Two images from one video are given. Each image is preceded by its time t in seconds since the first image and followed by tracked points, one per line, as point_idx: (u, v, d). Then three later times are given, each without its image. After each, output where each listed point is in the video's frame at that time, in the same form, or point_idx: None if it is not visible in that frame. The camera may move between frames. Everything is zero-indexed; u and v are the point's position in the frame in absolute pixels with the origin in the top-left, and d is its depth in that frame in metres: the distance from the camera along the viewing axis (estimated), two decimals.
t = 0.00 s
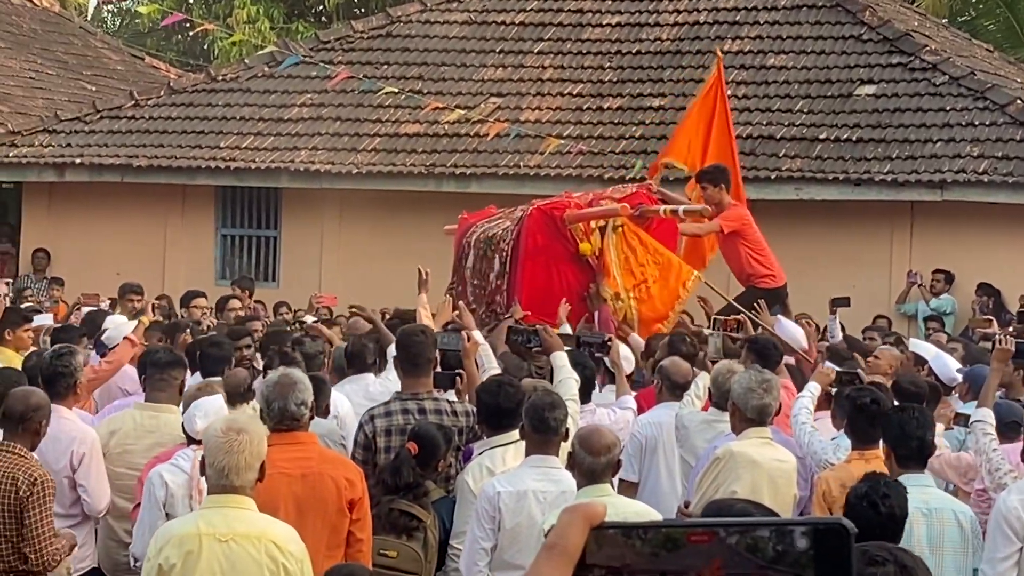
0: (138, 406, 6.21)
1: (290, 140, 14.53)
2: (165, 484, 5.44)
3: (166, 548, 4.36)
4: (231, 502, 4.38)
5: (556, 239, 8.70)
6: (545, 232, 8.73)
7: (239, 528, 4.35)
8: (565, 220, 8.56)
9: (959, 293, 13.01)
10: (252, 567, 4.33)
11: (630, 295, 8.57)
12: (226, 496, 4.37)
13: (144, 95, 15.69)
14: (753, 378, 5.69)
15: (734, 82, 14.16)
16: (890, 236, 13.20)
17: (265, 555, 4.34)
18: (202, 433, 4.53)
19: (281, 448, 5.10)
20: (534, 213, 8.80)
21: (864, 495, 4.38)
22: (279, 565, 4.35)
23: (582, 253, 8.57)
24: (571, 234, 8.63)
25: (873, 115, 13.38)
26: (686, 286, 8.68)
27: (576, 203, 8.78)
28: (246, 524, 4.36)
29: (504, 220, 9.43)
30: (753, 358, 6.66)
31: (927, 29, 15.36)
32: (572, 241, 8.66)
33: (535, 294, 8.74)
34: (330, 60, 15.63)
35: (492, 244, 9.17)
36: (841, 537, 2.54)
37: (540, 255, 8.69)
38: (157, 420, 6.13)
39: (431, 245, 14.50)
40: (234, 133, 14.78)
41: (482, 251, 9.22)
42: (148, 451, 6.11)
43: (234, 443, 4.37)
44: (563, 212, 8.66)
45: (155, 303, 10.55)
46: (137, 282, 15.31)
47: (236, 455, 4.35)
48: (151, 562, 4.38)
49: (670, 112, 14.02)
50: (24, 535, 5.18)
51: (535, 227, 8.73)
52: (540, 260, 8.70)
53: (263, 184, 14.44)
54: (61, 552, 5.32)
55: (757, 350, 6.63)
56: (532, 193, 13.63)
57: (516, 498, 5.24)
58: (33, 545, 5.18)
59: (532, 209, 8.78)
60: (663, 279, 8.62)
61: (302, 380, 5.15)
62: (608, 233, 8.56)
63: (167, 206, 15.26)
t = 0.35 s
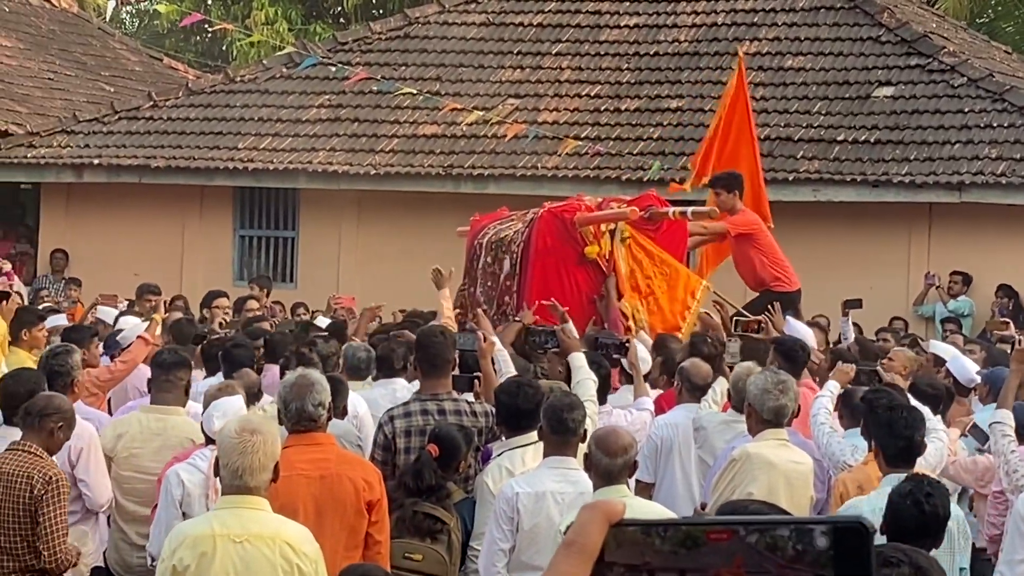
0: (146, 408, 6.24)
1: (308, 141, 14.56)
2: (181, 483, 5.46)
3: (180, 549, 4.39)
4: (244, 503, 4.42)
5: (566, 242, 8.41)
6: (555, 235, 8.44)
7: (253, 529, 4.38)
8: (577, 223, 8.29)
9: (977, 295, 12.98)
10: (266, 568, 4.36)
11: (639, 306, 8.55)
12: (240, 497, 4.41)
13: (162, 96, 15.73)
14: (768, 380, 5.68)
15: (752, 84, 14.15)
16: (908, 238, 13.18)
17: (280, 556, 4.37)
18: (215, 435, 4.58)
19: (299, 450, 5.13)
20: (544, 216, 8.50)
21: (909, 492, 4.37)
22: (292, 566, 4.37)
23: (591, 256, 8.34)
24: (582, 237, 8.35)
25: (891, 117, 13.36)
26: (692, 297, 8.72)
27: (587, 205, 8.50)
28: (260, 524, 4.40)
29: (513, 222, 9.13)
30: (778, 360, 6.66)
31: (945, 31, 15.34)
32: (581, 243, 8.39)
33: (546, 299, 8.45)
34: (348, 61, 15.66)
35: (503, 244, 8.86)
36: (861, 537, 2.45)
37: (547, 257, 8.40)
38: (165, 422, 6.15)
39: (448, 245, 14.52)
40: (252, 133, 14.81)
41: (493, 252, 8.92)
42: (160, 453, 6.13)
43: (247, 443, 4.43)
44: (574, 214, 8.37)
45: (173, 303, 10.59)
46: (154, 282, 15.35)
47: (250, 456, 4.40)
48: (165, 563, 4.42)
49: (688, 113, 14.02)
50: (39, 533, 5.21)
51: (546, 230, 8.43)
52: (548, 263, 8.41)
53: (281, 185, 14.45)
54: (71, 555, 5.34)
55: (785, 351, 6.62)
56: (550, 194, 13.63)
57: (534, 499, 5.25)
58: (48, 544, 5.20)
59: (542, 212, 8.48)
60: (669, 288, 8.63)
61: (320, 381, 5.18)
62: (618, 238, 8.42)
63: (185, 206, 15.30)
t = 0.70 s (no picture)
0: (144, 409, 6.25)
1: (321, 144, 14.58)
2: (194, 487, 5.49)
3: (193, 552, 4.40)
4: (258, 507, 4.43)
5: (566, 244, 8.46)
6: (556, 238, 8.49)
7: (265, 532, 4.39)
8: (576, 225, 8.35)
9: (991, 298, 12.96)
10: (279, 572, 4.37)
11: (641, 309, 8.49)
12: (252, 500, 4.42)
13: (175, 98, 15.77)
14: (781, 384, 5.69)
15: (765, 86, 14.14)
16: (921, 240, 13.16)
17: (292, 560, 4.38)
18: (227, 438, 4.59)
19: (314, 452, 5.14)
20: (546, 219, 8.57)
21: (903, 495, 4.36)
22: (305, 569, 4.39)
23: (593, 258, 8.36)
24: (581, 239, 8.39)
25: (904, 119, 13.34)
26: (699, 299, 8.61)
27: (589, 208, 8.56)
28: (272, 528, 4.41)
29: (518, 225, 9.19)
30: (795, 364, 6.65)
31: (959, 34, 15.32)
32: (582, 246, 8.42)
33: (545, 302, 8.47)
34: (361, 64, 15.68)
35: (506, 246, 8.87)
36: (884, 548, 2.69)
37: (548, 259, 8.45)
38: (163, 424, 6.15)
39: (461, 248, 14.53)
40: (265, 136, 14.84)
41: (496, 254, 8.90)
42: (159, 455, 6.13)
43: (258, 447, 4.45)
44: (574, 216, 8.43)
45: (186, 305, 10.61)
46: (167, 284, 15.38)
47: (263, 460, 4.42)
48: (179, 566, 4.43)
49: (701, 116, 14.01)
50: (56, 536, 5.23)
51: (546, 232, 8.50)
52: (549, 265, 8.45)
53: (293, 187, 14.47)
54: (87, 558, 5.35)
55: (803, 355, 6.62)
56: (563, 197, 13.63)
57: (548, 502, 5.25)
58: (67, 546, 5.23)
59: (544, 215, 8.56)
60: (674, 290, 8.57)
61: (335, 384, 5.19)
62: (621, 241, 8.42)
63: (197, 208, 15.34)
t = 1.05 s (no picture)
0: (144, 413, 6.24)
1: (331, 146, 14.59)
2: (204, 490, 5.50)
3: (200, 554, 4.40)
4: (265, 509, 4.44)
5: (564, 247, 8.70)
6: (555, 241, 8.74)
7: (272, 534, 4.40)
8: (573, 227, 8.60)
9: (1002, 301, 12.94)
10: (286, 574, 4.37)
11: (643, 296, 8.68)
12: (259, 502, 4.43)
13: (185, 101, 15.79)
14: (790, 387, 5.69)
15: (775, 89, 14.13)
16: (931, 243, 13.15)
17: (299, 562, 4.39)
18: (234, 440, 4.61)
19: (325, 455, 5.14)
20: (545, 223, 8.83)
21: (895, 497, 4.38)
22: (311, 571, 4.39)
23: (590, 261, 8.55)
24: (579, 241, 8.63)
25: (914, 122, 13.33)
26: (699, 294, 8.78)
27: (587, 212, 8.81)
28: (278, 530, 4.41)
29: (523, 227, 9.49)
30: (808, 367, 6.63)
31: (969, 37, 15.30)
32: (580, 248, 8.65)
33: (544, 303, 8.70)
34: (372, 67, 15.69)
35: (509, 247, 9.20)
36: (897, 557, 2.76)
37: (548, 261, 8.69)
38: (163, 427, 6.16)
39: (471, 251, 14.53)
40: (276, 139, 14.86)
41: (499, 255, 9.27)
42: (160, 460, 6.14)
43: (266, 449, 4.45)
44: (572, 219, 8.68)
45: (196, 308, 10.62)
46: (177, 287, 15.41)
47: (270, 461, 4.43)
48: (186, 568, 4.43)
49: (711, 119, 14.00)
50: (67, 540, 5.25)
51: (545, 236, 8.76)
52: (548, 267, 8.70)
53: (303, 190, 14.48)
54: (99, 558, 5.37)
55: (814, 358, 6.60)
56: (572, 200, 13.62)
57: (558, 505, 5.25)
58: (78, 549, 5.24)
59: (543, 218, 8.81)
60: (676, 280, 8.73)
61: (346, 387, 5.20)
62: (619, 242, 8.63)
63: (207, 211, 15.37)
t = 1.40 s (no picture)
0: (148, 420, 6.25)
1: (337, 151, 14.60)
2: (210, 493, 5.50)
3: (206, 559, 4.41)
4: (271, 514, 4.44)
5: (553, 250, 8.95)
6: (544, 245, 8.99)
7: (278, 538, 4.40)
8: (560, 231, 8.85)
9: (1007, 306, 12.93)
10: None
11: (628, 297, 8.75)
12: (265, 507, 4.44)
13: (191, 106, 15.81)
14: (796, 392, 5.68)
15: (781, 94, 14.13)
16: (937, 248, 13.15)
17: (305, 566, 4.38)
18: (241, 445, 4.62)
19: (332, 460, 5.16)
20: (535, 227, 9.09)
21: (908, 503, 4.36)
22: None
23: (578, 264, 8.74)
24: (567, 244, 8.86)
25: (920, 127, 13.32)
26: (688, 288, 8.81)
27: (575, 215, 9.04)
28: (284, 534, 4.41)
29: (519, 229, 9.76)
30: (806, 373, 6.64)
31: (975, 41, 15.30)
32: (570, 252, 8.88)
33: (535, 306, 8.97)
34: (377, 71, 15.71)
35: (503, 251, 9.53)
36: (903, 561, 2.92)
37: (539, 265, 8.95)
38: (169, 434, 6.16)
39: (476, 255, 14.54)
40: (281, 143, 14.88)
41: (493, 259, 9.61)
42: (165, 466, 6.14)
43: (271, 453, 4.46)
44: (559, 223, 8.92)
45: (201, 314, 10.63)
46: (182, 291, 15.42)
47: (276, 466, 4.44)
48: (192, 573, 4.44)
49: (717, 123, 14.01)
50: (69, 546, 5.23)
51: (534, 240, 9.03)
52: (539, 271, 8.96)
53: (308, 195, 14.49)
54: (102, 565, 5.34)
55: (811, 363, 6.61)
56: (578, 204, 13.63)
57: (565, 510, 5.25)
58: (78, 556, 5.22)
59: (533, 222, 9.07)
60: (660, 280, 8.77)
61: (354, 391, 5.23)
62: (609, 247, 8.74)
63: (213, 216, 15.39)
